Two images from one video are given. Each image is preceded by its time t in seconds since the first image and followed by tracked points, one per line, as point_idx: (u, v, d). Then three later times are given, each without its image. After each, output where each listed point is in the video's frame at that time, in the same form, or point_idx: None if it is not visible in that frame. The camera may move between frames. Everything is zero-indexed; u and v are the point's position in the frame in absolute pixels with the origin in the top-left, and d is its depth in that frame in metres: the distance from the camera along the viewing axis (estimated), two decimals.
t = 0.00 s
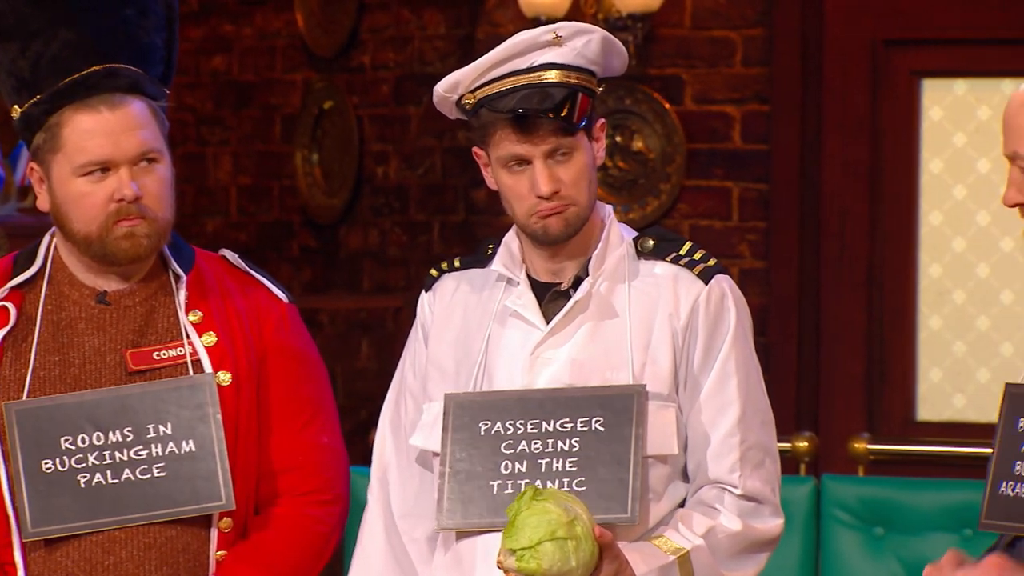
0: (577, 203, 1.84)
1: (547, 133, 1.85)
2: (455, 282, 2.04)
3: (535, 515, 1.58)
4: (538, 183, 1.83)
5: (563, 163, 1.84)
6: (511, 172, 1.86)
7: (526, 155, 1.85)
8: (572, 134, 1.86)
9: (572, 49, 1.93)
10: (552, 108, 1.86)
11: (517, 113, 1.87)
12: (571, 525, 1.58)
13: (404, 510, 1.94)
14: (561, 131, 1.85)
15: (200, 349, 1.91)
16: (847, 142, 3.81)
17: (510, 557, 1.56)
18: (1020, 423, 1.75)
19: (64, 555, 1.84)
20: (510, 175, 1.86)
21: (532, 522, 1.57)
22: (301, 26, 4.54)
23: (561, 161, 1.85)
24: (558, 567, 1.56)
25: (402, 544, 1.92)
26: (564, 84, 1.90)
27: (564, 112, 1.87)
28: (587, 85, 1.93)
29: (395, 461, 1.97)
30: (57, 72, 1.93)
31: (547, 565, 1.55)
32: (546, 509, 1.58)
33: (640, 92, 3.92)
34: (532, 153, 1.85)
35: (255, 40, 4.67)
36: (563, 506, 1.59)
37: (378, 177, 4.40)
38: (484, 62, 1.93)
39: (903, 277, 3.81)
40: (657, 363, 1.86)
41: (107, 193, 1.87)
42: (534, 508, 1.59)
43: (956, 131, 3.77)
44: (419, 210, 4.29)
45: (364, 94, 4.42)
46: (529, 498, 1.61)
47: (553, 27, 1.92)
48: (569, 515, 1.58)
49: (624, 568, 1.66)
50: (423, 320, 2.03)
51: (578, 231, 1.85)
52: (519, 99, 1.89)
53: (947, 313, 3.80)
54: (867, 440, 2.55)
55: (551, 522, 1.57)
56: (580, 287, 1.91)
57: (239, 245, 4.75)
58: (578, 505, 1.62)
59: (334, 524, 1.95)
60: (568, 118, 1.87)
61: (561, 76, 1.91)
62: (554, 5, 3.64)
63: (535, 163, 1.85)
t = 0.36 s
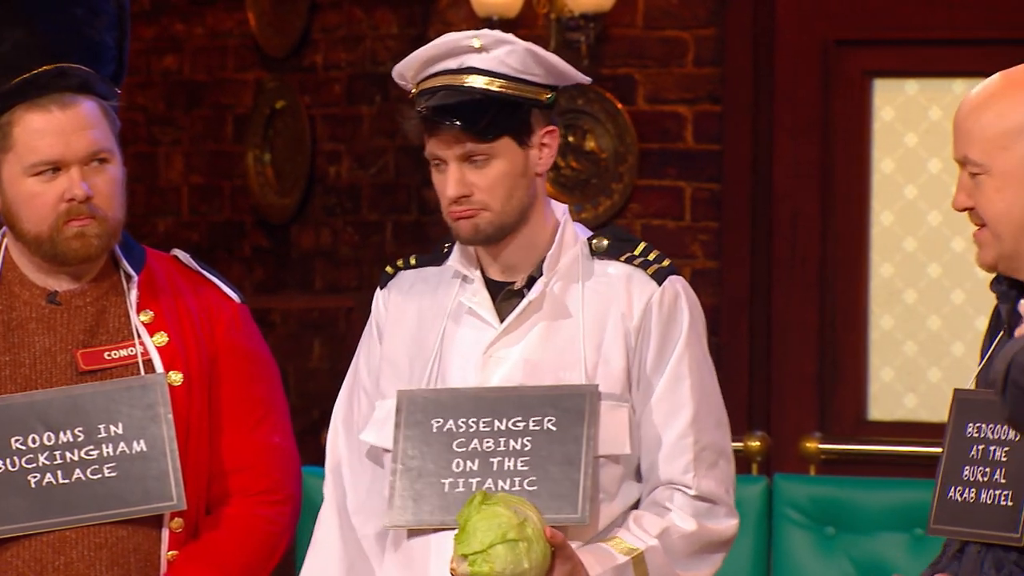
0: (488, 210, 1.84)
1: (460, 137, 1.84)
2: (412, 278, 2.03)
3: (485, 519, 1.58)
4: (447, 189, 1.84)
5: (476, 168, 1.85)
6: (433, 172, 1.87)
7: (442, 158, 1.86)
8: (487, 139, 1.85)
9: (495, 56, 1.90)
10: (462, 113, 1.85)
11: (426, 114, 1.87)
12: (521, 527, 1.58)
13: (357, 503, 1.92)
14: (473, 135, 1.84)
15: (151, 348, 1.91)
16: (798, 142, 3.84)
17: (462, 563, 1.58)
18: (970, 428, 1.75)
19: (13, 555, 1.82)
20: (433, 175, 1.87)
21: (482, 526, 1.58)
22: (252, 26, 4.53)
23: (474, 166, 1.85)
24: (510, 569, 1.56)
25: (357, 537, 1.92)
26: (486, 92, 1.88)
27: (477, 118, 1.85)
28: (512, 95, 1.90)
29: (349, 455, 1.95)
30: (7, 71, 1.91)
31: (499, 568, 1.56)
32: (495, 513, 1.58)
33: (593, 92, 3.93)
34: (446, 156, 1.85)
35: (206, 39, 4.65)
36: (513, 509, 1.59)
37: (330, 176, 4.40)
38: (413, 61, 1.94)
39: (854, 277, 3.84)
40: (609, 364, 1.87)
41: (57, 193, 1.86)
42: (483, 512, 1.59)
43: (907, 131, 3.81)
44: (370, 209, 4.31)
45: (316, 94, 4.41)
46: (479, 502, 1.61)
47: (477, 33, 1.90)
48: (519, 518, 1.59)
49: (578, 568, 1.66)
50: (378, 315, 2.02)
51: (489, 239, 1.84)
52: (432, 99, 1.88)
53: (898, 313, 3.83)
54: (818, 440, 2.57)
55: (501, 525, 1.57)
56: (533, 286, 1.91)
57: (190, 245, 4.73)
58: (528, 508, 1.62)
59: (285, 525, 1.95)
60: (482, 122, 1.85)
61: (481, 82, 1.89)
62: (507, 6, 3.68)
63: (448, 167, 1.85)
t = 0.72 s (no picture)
0: (433, 212, 1.85)
1: (407, 137, 1.85)
2: (366, 278, 2.03)
3: (434, 515, 1.59)
4: (392, 189, 1.85)
5: (422, 169, 1.85)
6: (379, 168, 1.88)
7: (389, 155, 1.86)
8: (435, 140, 1.85)
9: (444, 57, 1.90)
10: (410, 112, 1.85)
11: (373, 110, 1.87)
12: (471, 525, 1.59)
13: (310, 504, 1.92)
14: (422, 136, 1.85)
15: (103, 348, 1.90)
16: (750, 143, 3.87)
17: (409, 557, 1.58)
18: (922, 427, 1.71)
19: None
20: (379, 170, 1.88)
21: (432, 522, 1.58)
22: (205, 26, 4.51)
23: (420, 166, 1.86)
24: (457, 566, 1.57)
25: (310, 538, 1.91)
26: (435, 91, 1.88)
27: (424, 118, 1.85)
28: (461, 96, 1.90)
29: (303, 454, 1.95)
30: None
31: (445, 565, 1.57)
32: (444, 509, 1.59)
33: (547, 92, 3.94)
34: (394, 154, 1.86)
35: (160, 39, 4.63)
36: (463, 506, 1.60)
37: (284, 176, 4.40)
38: (366, 58, 1.95)
39: (807, 278, 3.87)
40: (560, 363, 1.87)
41: (8, 193, 1.84)
42: (433, 508, 1.60)
43: (860, 131, 3.83)
44: (324, 210, 4.32)
45: (270, 94, 4.41)
46: (430, 497, 1.62)
47: (425, 34, 1.90)
48: (469, 515, 1.59)
49: (525, 568, 1.66)
50: (332, 315, 2.02)
51: (433, 243, 1.85)
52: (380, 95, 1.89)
53: (851, 313, 3.86)
54: (771, 440, 2.59)
55: (450, 522, 1.58)
56: (484, 285, 1.91)
57: (143, 245, 4.70)
58: (478, 505, 1.63)
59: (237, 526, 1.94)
60: (428, 123, 1.85)
61: (429, 82, 1.89)
62: (459, 6, 3.69)
63: (394, 165, 1.86)
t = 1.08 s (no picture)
0: (390, 209, 1.85)
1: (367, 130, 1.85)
2: (324, 275, 2.03)
3: (388, 514, 1.59)
4: (350, 182, 1.85)
5: (382, 164, 1.86)
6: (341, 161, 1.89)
7: (350, 148, 1.87)
8: (396, 136, 1.86)
9: (408, 52, 1.91)
10: (372, 107, 1.85)
11: (335, 103, 1.88)
12: (425, 524, 1.59)
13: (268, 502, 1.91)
14: (382, 130, 1.85)
15: (58, 347, 1.89)
16: (706, 143, 3.90)
17: (362, 556, 1.59)
18: (870, 425, 1.71)
19: None
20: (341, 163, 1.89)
21: (385, 521, 1.59)
22: (161, 25, 4.49)
23: (380, 161, 1.86)
24: (410, 565, 1.57)
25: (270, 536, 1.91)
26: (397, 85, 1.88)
27: (386, 113, 1.86)
28: (425, 94, 1.90)
29: (261, 449, 1.95)
30: None
31: (399, 564, 1.57)
32: (398, 508, 1.60)
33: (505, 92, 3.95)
34: (354, 147, 1.86)
35: (115, 38, 4.60)
36: (417, 505, 1.60)
37: (240, 176, 4.39)
38: (333, 52, 1.95)
39: (764, 278, 3.90)
40: (516, 360, 1.88)
41: None
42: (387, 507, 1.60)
43: (817, 131, 3.86)
44: (281, 209, 4.31)
45: (227, 94, 4.39)
46: (384, 497, 1.62)
47: (393, 28, 1.91)
48: (423, 514, 1.60)
49: (478, 567, 1.67)
50: (290, 312, 2.02)
51: (390, 238, 1.86)
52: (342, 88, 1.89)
53: (808, 313, 3.89)
54: (728, 439, 2.60)
55: (403, 522, 1.58)
56: (440, 283, 1.92)
57: (99, 244, 4.67)
58: (433, 504, 1.63)
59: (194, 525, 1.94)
60: (390, 119, 1.86)
61: (392, 76, 1.89)
62: (415, 5, 3.69)
63: (354, 159, 1.87)
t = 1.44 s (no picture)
0: (351, 202, 1.87)
1: (336, 120, 1.87)
2: (286, 271, 2.03)
3: (331, 509, 1.59)
4: (314, 171, 1.87)
5: (347, 156, 1.88)
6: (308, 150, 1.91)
7: (317, 137, 1.89)
8: (364, 129, 1.88)
9: (383, 47, 1.92)
10: (343, 98, 1.88)
11: (306, 91, 1.90)
12: (368, 520, 1.59)
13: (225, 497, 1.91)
14: (350, 122, 1.87)
15: (16, 347, 1.88)
16: (663, 143, 3.92)
17: (305, 551, 1.58)
18: (835, 425, 1.73)
19: None
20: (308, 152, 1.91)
21: (328, 516, 1.58)
22: (119, 25, 4.48)
23: (346, 152, 1.88)
24: (353, 562, 1.57)
25: (227, 532, 1.90)
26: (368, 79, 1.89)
27: (355, 106, 1.88)
28: (397, 91, 1.91)
29: (220, 444, 1.95)
30: None
31: (341, 560, 1.57)
32: (341, 504, 1.59)
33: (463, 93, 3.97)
34: (321, 136, 1.88)
35: (73, 38, 4.59)
36: (360, 501, 1.61)
37: (198, 176, 4.37)
38: (310, 43, 1.97)
39: (721, 277, 3.92)
40: (472, 359, 1.88)
41: None
42: (331, 502, 1.60)
43: (774, 131, 3.88)
44: (238, 209, 4.28)
45: (184, 94, 4.38)
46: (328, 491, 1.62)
47: (370, 22, 1.93)
48: (366, 511, 1.60)
49: (425, 565, 1.68)
50: (252, 306, 2.02)
51: (348, 231, 1.87)
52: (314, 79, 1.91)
53: (765, 313, 3.90)
54: (685, 440, 2.61)
55: (347, 517, 1.58)
56: (399, 280, 1.92)
57: (55, 245, 4.64)
58: (376, 500, 1.63)
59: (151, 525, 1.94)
60: (359, 112, 1.88)
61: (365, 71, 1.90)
62: (371, 6, 3.69)
63: (320, 148, 1.88)
